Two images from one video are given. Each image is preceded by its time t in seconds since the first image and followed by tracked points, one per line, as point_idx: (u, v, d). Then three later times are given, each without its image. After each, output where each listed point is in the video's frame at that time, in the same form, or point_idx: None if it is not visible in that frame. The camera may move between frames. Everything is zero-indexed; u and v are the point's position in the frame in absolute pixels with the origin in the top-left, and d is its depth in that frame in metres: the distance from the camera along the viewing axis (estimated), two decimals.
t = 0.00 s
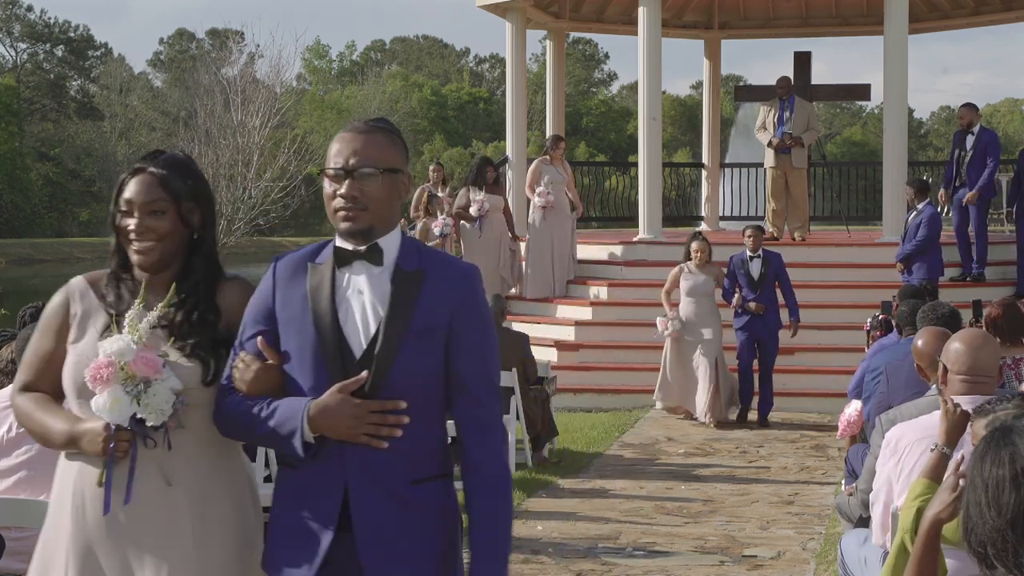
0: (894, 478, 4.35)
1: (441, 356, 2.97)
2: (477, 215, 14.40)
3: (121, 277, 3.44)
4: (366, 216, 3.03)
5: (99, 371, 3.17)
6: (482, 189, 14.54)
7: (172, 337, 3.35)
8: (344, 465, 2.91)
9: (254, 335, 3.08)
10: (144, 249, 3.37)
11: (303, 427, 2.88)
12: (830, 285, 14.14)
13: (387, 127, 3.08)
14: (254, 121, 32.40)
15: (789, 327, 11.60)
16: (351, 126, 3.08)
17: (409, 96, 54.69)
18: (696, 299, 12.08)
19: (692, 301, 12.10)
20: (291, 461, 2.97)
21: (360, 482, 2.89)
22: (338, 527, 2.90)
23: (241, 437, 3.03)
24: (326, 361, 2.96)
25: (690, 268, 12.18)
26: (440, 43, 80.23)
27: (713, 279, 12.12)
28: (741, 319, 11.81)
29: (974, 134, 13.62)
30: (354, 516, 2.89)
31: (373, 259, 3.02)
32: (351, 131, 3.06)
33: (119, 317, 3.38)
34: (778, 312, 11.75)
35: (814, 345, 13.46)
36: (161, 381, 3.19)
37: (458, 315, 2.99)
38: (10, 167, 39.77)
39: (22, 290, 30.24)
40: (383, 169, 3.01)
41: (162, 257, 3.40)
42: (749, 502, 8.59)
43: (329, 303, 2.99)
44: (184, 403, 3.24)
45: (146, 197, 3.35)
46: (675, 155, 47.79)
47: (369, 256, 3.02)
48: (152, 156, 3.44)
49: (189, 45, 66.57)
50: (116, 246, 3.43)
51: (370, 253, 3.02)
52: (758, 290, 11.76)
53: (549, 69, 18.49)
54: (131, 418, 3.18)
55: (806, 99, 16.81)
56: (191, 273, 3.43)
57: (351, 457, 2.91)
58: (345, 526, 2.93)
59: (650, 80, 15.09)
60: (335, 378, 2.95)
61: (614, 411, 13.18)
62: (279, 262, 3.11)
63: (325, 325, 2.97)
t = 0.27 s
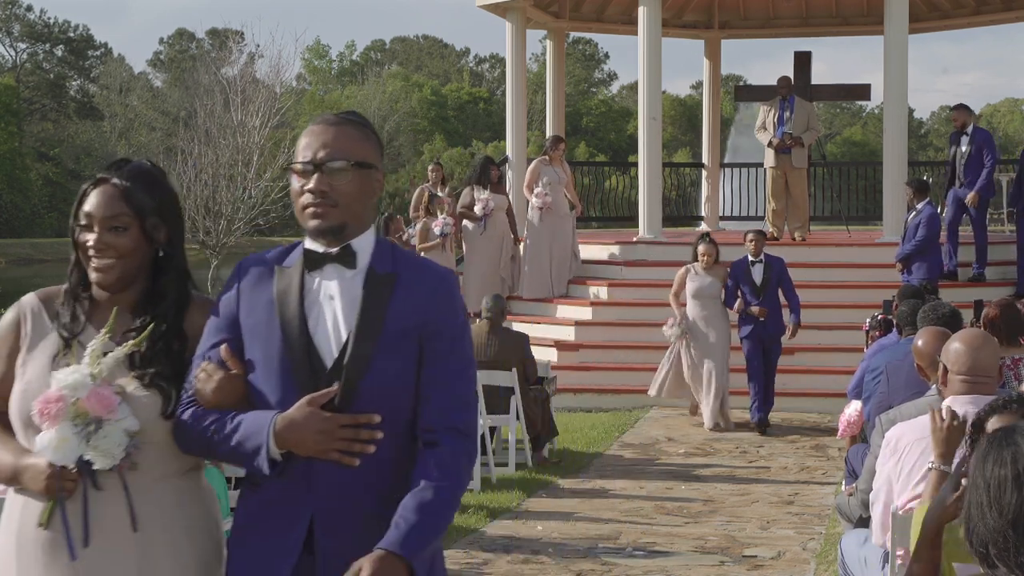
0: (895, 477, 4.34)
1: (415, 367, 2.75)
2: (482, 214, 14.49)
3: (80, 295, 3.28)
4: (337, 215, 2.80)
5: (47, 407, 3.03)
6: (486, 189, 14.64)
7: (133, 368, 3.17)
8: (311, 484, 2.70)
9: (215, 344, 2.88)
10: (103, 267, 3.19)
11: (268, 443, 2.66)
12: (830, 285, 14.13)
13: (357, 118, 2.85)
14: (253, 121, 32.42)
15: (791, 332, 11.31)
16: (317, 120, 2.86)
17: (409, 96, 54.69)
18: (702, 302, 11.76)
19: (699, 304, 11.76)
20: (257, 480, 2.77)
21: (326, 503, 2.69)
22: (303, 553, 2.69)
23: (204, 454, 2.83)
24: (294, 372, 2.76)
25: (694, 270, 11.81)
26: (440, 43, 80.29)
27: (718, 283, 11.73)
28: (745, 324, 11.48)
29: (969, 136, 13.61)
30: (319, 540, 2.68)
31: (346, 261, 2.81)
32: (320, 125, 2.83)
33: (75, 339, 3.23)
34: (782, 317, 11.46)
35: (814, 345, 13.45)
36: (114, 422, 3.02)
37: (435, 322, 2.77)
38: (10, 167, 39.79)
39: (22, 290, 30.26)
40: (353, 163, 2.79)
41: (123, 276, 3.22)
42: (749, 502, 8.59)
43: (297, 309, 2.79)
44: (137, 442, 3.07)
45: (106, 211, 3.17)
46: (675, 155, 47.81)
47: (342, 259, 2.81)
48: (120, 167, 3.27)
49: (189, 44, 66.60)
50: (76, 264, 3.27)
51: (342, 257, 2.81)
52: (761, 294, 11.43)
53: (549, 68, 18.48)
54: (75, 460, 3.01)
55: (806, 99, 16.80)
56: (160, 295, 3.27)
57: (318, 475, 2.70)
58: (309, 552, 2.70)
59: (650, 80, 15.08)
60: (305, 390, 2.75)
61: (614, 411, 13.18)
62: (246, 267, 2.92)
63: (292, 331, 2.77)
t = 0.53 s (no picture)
0: (896, 477, 4.34)
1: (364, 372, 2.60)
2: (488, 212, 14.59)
3: (30, 284, 3.17)
4: (271, 219, 2.63)
5: None
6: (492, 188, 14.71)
7: (80, 363, 3.08)
8: (259, 507, 2.55)
9: (148, 366, 2.70)
10: (48, 259, 3.08)
11: (208, 462, 2.55)
12: (830, 285, 14.13)
13: (290, 115, 2.66)
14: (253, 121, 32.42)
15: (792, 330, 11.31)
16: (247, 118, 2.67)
17: (410, 96, 54.67)
18: (705, 300, 11.44)
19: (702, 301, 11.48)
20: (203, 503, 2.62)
21: (275, 524, 2.53)
22: None
23: (147, 477, 2.68)
24: (233, 385, 2.60)
25: (695, 269, 11.62)
26: (440, 43, 80.31)
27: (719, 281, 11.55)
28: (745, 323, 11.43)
29: (954, 140, 13.66)
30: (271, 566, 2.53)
31: (284, 267, 2.64)
32: (252, 125, 2.65)
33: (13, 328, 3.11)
34: (782, 316, 11.42)
35: (814, 345, 13.45)
36: (37, 410, 2.85)
37: (383, 325, 2.61)
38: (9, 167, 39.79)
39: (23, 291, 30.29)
40: (286, 163, 2.62)
41: (71, 268, 3.10)
42: (749, 502, 8.59)
43: (234, 319, 2.62)
44: (66, 429, 2.91)
45: (53, 199, 3.03)
46: (675, 155, 47.81)
47: (279, 264, 2.63)
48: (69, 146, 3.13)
49: (189, 45, 66.61)
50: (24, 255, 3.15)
51: (280, 262, 2.63)
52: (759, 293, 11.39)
53: (549, 69, 18.47)
54: None
55: (806, 99, 16.80)
56: (117, 289, 3.15)
57: (265, 496, 2.55)
58: None
59: (651, 80, 15.08)
60: (245, 406, 2.59)
61: (614, 411, 13.19)
62: (180, 277, 2.75)
63: (230, 344, 2.60)
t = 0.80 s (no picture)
0: (895, 476, 4.33)
1: (332, 378, 2.32)
2: (490, 211, 14.40)
3: None
4: (216, 223, 2.32)
5: None
6: (495, 188, 14.48)
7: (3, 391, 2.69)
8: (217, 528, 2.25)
9: (82, 379, 2.37)
10: None
11: (157, 483, 2.23)
12: (830, 285, 14.13)
13: (231, 98, 2.35)
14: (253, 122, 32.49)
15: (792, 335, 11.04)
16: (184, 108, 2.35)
17: (410, 96, 54.71)
18: (703, 306, 11.34)
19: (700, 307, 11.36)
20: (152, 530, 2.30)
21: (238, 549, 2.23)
22: None
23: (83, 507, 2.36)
24: (179, 401, 2.30)
25: (691, 276, 11.49)
26: (439, 43, 80.44)
27: (717, 289, 11.38)
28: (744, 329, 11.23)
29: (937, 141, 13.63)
30: None
31: (235, 267, 2.34)
32: (188, 116, 2.33)
33: None
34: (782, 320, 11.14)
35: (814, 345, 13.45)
36: None
37: (351, 324, 2.33)
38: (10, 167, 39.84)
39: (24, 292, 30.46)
40: (230, 161, 2.30)
41: None
42: (749, 502, 8.59)
43: (180, 326, 2.31)
44: None
45: None
46: (675, 155, 47.90)
47: (228, 264, 2.33)
48: None
49: (189, 45, 66.69)
50: None
51: (228, 263, 2.33)
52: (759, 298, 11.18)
53: (549, 69, 18.47)
54: None
55: (806, 98, 16.80)
56: (30, 308, 2.74)
57: (223, 520, 2.24)
58: None
59: (650, 80, 15.08)
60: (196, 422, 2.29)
61: (614, 411, 13.20)
62: (113, 282, 2.42)
63: (175, 355, 2.29)
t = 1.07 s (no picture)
0: (894, 476, 4.33)
1: (292, 413, 2.26)
2: (492, 212, 14.34)
3: None
4: (174, 241, 2.25)
5: None
6: (497, 189, 14.40)
7: None
8: (160, 565, 2.20)
9: (26, 398, 2.31)
10: None
11: (96, 521, 2.18)
12: (830, 285, 14.13)
13: (197, 104, 2.28)
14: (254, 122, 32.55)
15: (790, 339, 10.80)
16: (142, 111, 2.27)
17: (410, 96, 54.71)
18: (699, 304, 11.13)
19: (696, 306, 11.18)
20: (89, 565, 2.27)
21: None
22: None
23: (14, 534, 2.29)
24: (126, 432, 2.24)
25: (688, 272, 11.29)
26: (440, 43, 80.42)
27: (715, 286, 11.21)
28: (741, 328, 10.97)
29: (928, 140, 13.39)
30: None
31: (193, 289, 2.28)
32: (149, 124, 2.26)
33: None
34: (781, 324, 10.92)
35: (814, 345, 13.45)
36: None
37: (310, 353, 2.27)
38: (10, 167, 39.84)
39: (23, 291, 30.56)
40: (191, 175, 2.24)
41: None
42: (749, 502, 8.59)
43: (131, 351, 2.25)
44: None
45: None
46: (675, 155, 47.94)
47: (187, 282, 2.27)
48: None
49: (189, 45, 66.64)
50: None
51: (189, 280, 2.27)
52: (759, 300, 10.97)
53: (549, 69, 18.46)
54: None
55: (806, 98, 16.81)
56: None
57: (165, 562, 2.20)
58: None
59: (650, 80, 15.08)
60: (143, 454, 2.24)
61: (615, 411, 13.21)
62: (59, 294, 2.36)
63: (125, 381, 2.24)
